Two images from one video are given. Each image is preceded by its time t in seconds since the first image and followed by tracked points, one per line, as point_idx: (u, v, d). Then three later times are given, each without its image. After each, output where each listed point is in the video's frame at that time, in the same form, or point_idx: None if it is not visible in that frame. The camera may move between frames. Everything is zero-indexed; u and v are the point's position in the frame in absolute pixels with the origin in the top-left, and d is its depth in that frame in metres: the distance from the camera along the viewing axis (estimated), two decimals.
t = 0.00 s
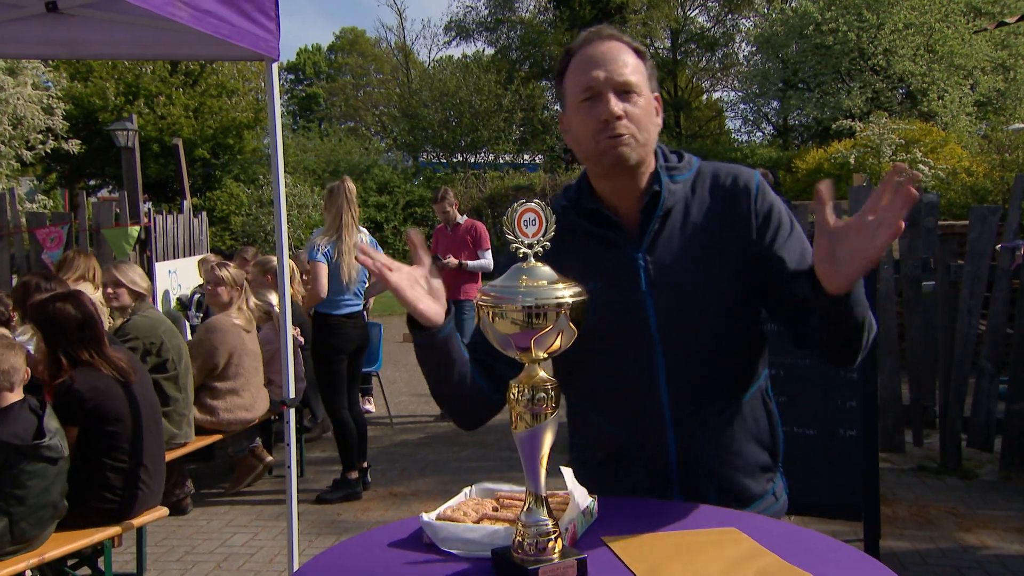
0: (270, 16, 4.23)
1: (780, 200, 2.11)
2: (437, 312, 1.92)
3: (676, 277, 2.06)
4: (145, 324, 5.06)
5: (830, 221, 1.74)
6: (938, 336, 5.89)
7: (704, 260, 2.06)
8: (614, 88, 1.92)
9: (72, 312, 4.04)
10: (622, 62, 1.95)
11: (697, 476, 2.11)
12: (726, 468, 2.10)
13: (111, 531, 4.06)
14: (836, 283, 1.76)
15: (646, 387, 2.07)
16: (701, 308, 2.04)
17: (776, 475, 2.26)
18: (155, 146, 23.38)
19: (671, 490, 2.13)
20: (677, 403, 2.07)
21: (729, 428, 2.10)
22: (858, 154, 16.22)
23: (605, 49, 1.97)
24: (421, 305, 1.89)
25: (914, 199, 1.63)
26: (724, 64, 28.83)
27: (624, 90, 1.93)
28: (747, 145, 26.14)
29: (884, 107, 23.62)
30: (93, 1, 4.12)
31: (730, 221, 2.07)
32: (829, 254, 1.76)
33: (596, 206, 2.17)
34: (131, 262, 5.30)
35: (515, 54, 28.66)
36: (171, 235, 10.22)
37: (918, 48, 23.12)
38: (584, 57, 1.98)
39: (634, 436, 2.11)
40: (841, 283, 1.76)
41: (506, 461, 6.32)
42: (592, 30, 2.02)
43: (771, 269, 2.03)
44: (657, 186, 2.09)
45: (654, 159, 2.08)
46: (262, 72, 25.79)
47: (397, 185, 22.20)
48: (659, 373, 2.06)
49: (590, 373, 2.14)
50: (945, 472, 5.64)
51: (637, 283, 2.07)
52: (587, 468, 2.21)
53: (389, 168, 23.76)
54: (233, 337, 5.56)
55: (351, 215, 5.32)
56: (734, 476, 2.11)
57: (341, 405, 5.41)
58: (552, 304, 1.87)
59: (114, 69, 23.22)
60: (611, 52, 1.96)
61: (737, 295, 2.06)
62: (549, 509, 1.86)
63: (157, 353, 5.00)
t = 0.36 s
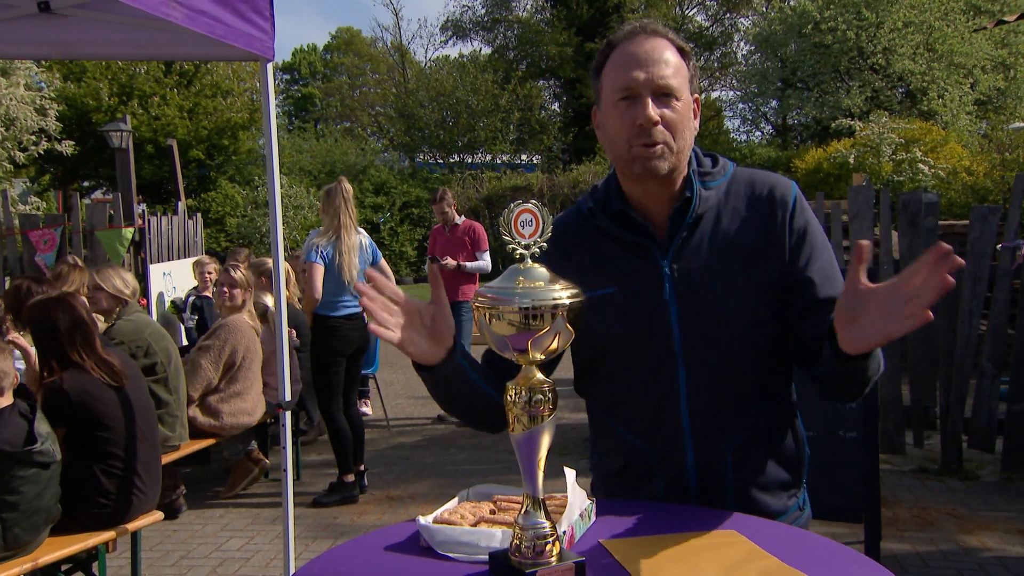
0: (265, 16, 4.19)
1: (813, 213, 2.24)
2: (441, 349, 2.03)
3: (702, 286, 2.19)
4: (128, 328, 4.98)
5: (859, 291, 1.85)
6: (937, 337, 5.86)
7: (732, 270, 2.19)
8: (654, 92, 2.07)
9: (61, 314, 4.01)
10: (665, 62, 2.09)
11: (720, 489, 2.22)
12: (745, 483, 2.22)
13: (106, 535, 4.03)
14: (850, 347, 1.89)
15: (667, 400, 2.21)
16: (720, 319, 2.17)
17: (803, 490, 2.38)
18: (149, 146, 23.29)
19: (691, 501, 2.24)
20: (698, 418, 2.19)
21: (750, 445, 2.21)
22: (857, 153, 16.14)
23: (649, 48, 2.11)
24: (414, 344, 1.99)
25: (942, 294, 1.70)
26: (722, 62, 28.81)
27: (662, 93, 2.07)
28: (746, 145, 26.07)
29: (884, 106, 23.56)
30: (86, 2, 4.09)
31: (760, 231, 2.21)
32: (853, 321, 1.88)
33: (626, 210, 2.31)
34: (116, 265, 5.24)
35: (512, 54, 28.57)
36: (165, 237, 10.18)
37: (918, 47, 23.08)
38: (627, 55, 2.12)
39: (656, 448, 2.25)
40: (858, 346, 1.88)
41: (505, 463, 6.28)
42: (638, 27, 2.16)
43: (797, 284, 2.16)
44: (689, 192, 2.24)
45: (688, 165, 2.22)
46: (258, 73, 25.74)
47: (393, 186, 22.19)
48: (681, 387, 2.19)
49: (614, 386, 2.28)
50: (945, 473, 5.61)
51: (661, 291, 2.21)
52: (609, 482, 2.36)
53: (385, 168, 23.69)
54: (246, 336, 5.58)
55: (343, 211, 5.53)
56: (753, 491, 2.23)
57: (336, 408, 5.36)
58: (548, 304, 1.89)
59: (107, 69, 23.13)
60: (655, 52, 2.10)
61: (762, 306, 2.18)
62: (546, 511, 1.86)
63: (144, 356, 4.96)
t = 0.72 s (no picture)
0: (262, 14, 4.16)
1: (813, 202, 2.20)
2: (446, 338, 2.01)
3: (700, 282, 2.16)
4: (122, 329, 4.97)
5: (902, 286, 1.83)
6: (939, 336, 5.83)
7: (733, 263, 2.16)
8: (638, 90, 2.03)
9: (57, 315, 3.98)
10: (648, 61, 2.06)
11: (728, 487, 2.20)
12: (754, 482, 2.19)
13: (103, 537, 4.00)
14: (894, 344, 1.84)
15: (672, 401, 2.18)
16: (722, 315, 2.14)
17: (815, 488, 2.34)
18: (145, 145, 23.23)
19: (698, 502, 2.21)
20: (703, 417, 2.16)
21: (759, 442, 2.19)
22: (859, 152, 16.06)
23: (632, 48, 2.08)
24: (422, 328, 1.96)
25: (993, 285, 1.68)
26: (723, 60, 28.72)
27: (646, 92, 2.04)
28: (747, 143, 26.01)
29: (885, 103, 23.50)
30: None
31: (758, 223, 2.17)
32: (896, 318, 1.84)
33: (621, 210, 2.28)
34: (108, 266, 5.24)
35: (511, 51, 28.48)
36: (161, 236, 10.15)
37: (920, 44, 23.02)
38: (610, 56, 2.09)
39: (662, 447, 2.23)
40: (901, 342, 1.84)
41: (504, 464, 6.26)
42: (619, 28, 2.13)
43: (800, 272, 2.13)
44: (682, 188, 2.20)
45: (680, 162, 2.19)
46: (254, 71, 25.68)
47: (392, 184, 22.14)
48: (686, 386, 2.16)
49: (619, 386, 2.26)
50: (947, 474, 5.59)
51: (661, 287, 2.18)
52: (619, 484, 2.34)
53: (383, 167, 23.64)
54: (247, 336, 5.54)
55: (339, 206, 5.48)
56: (762, 490, 2.20)
57: (333, 406, 5.33)
58: (546, 305, 1.87)
59: (103, 67, 23.05)
60: (636, 51, 2.07)
61: (765, 300, 2.14)
62: (546, 512, 1.84)
63: (138, 357, 4.93)
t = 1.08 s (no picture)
0: (264, 16, 4.12)
1: (836, 213, 2.17)
2: (444, 317, 2.01)
3: (715, 282, 2.13)
4: (126, 331, 4.95)
5: (921, 284, 1.80)
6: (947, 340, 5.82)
7: (749, 266, 2.12)
8: (667, 81, 2.02)
9: (57, 316, 3.98)
10: (678, 53, 2.05)
11: (728, 492, 2.15)
12: (753, 490, 2.14)
13: (103, 542, 3.97)
14: (912, 344, 1.82)
15: (673, 403, 2.15)
16: (734, 318, 2.11)
17: (815, 501, 2.29)
18: (147, 147, 23.27)
19: (695, 507, 2.17)
20: (703, 418, 2.12)
21: (759, 448, 2.14)
22: (866, 154, 15.98)
23: (664, 38, 2.07)
24: (423, 310, 1.98)
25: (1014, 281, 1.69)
26: (728, 62, 28.68)
27: (675, 83, 2.03)
28: (753, 146, 25.97)
29: (892, 105, 23.44)
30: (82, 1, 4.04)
31: (776, 232, 2.14)
32: (915, 316, 1.81)
33: (642, 203, 2.25)
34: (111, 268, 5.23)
35: (515, 53, 28.49)
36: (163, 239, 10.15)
37: (928, 46, 22.96)
38: (640, 46, 2.08)
39: (660, 449, 2.19)
40: (916, 342, 1.82)
41: (508, 469, 6.22)
42: (651, 19, 2.12)
43: (818, 282, 2.09)
44: (705, 186, 2.18)
45: (705, 158, 2.17)
46: (257, 73, 25.70)
47: (394, 187, 22.17)
48: (687, 386, 2.13)
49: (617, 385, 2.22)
50: (955, 480, 5.54)
51: (673, 286, 2.15)
52: (616, 486, 2.30)
53: (386, 169, 23.65)
54: (238, 338, 5.50)
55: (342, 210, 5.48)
56: (760, 498, 2.15)
57: (334, 412, 5.29)
58: (552, 310, 1.84)
59: (105, 69, 23.05)
60: (669, 43, 2.06)
61: (779, 306, 2.10)
62: (549, 519, 1.82)
63: (141, 360, 4.90)
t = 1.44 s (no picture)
0: (263, 18, 4.09)
1: (835, 219, 2.13)
2: (442, 333, 1.99)
3: (716, 290, 2.09)
4: (125, 336, 4.89)
5: (908, 298, 1.77)
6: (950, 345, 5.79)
7: (750, 275, 2.09)
8: (667, 92, 1.99)
9: (50, 322, 3.95)
10: (677, 62, 2.01)
11: (735, 500, 2.12)
12: (761, 496, 2.10)
13: (99, 549, 3.94)
14: (909, 360, 1.78)
15: (676, 411, 2.11)
16: (736, 328, 2.07)
17: (825, 506, 2.26)
18: (144, 150, 23.27)
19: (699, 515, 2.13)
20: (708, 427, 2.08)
21: (768, 455, 2.10)
22: (868, 156, 15.93)
23: (662, 48, 2.03)
24: (419, 325, 1.96)
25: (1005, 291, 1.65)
26: (729, 64, 28.67)
27: (675, 93, 1.99)
28: (754, 148, 25.95)
29: (894, 107, 23.42)
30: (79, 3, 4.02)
31: (777, 240, 2.10)
32: (908, 332, 1.78)
33: (640, 211, 2.21)
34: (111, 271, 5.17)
35: (515, 55, 28.50)
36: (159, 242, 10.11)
37: (930, 48, 22.95)
38: (639, 55, 2.04)
39: (666, 456, 2.15)
40: (913, 356, 1.78)
41: (508, 474, 6.18)
42: (650, 27, 2.09)
43: (820, 289, 2.06)
44: (703, 194, 2.14)
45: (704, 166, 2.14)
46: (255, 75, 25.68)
47: (393, 190, 22.10)
48: (692, 396, 2.09)
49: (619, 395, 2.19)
50: (959, 485, 5.50)
51: (674, 296, 2.11)
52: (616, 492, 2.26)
53: (385, 172, 23.62)
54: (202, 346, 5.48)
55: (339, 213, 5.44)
56: (769, 507, 2.11)
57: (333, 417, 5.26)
58: (553, 313, 1.80)
59: (101, 71, 23.01)
60: (667, 52, 2.02)
61: (781, 316, 2.07)
62: (550, 525, 1.78)
63: (139, 365, 4.85)
